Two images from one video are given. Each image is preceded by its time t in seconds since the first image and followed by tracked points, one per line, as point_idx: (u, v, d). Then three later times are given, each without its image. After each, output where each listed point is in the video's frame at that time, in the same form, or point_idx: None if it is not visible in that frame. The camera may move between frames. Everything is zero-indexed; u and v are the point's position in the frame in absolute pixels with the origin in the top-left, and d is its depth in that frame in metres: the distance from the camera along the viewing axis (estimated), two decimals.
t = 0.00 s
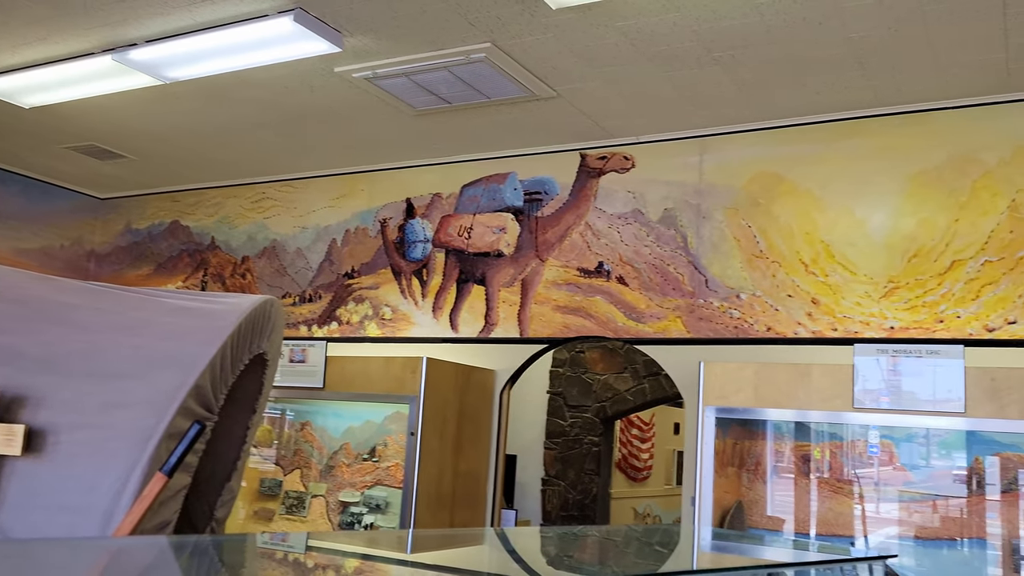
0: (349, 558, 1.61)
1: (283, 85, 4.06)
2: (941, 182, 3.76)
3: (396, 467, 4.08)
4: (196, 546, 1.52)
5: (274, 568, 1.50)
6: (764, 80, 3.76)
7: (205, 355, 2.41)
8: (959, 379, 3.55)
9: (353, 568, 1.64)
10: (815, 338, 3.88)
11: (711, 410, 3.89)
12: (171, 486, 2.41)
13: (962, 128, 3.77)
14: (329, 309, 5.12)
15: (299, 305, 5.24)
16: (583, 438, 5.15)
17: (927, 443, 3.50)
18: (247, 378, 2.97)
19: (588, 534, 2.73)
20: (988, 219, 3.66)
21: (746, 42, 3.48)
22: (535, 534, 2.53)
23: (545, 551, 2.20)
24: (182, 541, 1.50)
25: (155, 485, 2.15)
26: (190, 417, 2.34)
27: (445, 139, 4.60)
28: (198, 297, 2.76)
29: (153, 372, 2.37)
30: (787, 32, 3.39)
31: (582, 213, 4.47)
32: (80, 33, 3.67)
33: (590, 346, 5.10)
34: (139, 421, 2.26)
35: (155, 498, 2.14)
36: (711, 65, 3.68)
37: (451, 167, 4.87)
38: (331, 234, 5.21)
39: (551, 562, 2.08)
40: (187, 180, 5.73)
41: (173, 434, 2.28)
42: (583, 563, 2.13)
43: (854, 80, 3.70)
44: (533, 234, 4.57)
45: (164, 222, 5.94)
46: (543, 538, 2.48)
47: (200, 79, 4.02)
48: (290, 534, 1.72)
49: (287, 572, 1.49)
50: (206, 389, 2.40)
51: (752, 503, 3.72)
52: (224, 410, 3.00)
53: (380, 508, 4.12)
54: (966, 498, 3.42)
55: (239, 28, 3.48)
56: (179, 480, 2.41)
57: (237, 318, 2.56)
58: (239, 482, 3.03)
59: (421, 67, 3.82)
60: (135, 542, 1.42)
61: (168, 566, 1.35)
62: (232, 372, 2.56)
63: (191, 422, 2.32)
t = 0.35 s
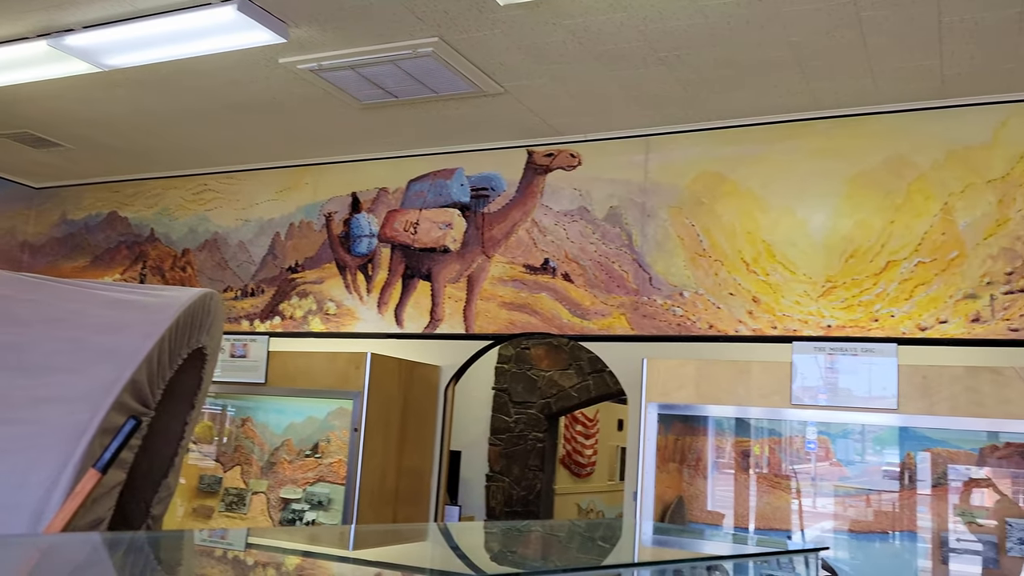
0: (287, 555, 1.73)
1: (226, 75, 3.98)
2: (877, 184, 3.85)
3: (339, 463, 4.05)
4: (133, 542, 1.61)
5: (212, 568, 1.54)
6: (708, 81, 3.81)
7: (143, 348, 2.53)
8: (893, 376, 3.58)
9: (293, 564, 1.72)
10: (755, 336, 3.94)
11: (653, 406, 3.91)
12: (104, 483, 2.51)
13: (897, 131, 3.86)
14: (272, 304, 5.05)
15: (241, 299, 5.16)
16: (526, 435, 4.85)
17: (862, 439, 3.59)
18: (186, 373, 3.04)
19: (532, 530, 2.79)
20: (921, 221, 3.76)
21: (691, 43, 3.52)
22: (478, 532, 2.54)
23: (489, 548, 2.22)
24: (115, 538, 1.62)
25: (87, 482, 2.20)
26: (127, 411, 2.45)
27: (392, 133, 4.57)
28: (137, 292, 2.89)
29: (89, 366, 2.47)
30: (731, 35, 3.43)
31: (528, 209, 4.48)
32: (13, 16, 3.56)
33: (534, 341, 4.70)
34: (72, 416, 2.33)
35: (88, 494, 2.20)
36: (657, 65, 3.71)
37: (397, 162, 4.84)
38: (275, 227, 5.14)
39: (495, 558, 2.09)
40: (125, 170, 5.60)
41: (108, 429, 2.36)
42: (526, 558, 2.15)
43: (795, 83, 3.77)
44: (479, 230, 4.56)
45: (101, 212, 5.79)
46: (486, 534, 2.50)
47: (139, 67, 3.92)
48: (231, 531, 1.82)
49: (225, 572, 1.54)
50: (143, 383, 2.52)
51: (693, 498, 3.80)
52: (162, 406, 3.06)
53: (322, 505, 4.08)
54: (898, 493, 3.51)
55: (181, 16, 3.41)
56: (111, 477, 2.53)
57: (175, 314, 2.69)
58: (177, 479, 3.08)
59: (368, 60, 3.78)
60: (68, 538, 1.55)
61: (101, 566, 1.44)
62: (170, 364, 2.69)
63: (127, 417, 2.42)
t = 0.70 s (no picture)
0: (231, 555, 1.78)
1: (172, 67, 3.91)
2: (821, 186, 3.92)
3: (285, 461, 4.01)
4: (71, 542, 1.62)
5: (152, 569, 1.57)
6: (657, 82, 3.84)
7: (82, 346, 2.50)
8: (834, 375, 3.68)
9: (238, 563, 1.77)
10: (701, 334, 3.99)
11: (601, 403, 3.97)
12: (41, 482, 2.46)
13: (840, 135, 3.94)
14: (217, 300, 4.98)
15: (185, 295, 5.07)
16: (476, 431, 5.40)
17: (806, 436, 3.65)
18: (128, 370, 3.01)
19: (480, 528, 2.83)
20: (862, 223, 3.84)
21: (641, 44, 3.54)
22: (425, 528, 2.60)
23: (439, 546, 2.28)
24: (53, 537, 1.64)
25: (24, 480, 2.07)
26: (64, 408, 2.41)
27: (342, 129, 4.53)
28: (75, 285, 2.83)
29: (24, 363, 2.42)
30: (679, 36, 3.47)
31: (478, 207, 4.48)
32: None
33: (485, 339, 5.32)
34: (8, 413, 2.27)
35: (24, 493, 2.07)
36: (607, 65, 3.73)
37: (347, 157, 4.80)
38: (221, 222, 5.06)
39: (443, 556, 2.14)
40: (66, 162, 5.47)
41: (43, 426, 2.31)
42: (474, 556, 2.21)
43: (742, 85, 3.82)
44: (429, 227, 4.55)
45: (41, 205, 5.65)
46: (435, 533, 2.54)
47: (81, 57, 3.83)
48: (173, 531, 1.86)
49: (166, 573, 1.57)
50: (81, 380, 2.48)
51: (639, 495, 3.84)
52: (99, 403, 3.01)
53: (267, 503, 4.03)
54: (838, 489, 3.58)
55: (125, 5, 3.33)
56: (49, 475, 2.47)
57: (116, 309, 2.68)
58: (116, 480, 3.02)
59: (317, 55, 3.74)
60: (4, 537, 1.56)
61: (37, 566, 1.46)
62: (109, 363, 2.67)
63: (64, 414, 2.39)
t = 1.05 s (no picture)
0: (171, 554, 1.76)
1: (112, 56, 3.82)
2: (764, 187, 3.99)
3: (227, 459, 3.95)
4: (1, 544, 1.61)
5: (90, 569, 1.55)
6: (605, 81, 3.87)
7: (16, 338, 2.16)
8: (775, 372, 3.73)
9: (178, 563, 1.75)
10: (646, 332, 4.03)
11: (547, 401, 4.00)
12: None
13: (782, 137, 4.01)
14: (158, 295, 4.88)
15: (125, 290, 4.97)
16: (423, 429, 5.27)
17: (749, 433, 3.71)
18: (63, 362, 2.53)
19: (426, 524, 2.82)
20: (803, 224, 3.91)
21: (589, 44, 3.56)
22: (371, 527, 2.55)
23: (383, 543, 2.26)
24: None
25: None
26: None
27: (288, 122, 4.48)
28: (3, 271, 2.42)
29: None
30: (627, 37, 3.49)
31: (426, 204, 4.47)
32: None
33: (432, 337, 5.36)
34: None
35: None
36: (556, 64, 3.75)
37: (293, 152, 4.75)
38: (162, 216, 4.97)
39: (388, 554, 2.11)
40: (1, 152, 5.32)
41: None
42: (418, 553, 2.19)
43: (688, 86, 3.86)
44: (377, 224, 4.52)
45: None
46: (380, 530, 2.51)
47: (16, 44, 3.72)
48: (111, 532, 1.81)
49: (104, 573, 1.56)
50: (15, 377, 2.18)
51: (585, 492, 3.87)
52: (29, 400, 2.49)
53: (209, 502, 3.97)
54: (779, 484, 3.64)
55: None
56: None
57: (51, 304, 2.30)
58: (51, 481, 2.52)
59: (262, 47, 3.68)
60: None
61: None
62: (42, 360, 2.31)
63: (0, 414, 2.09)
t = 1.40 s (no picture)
0: (110, 556, 1.74)
1: (50, 44, 3.72)
2: (710, 187, 4.04)
3: (169, 458, 3.89)
4: None
5: (26, 570, 1.50)
6: (555, 80, 3.88)
7: None
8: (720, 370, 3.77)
9: (117, 563, 1.73)
10: (594, 330, 4.05)
11: (495, 398, 4.00)
12: None
13: (728, 138, 4.07)
14: (98, 291, 4.77)
15: (63, 285, 4.85)
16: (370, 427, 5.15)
17: (695, 430, 3.76)
18: None
19: (373, 523, 2.78)
20: (748, 224, 3.97)
21: (539, 42, 3.56)
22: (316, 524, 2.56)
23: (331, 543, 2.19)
24: None
25: None
26: None
27: (234, 116, 4.41)
28: None
29: None
30: (577, 36, 3.50)
31: (375, 200, 4.43)
32: None
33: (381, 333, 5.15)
34: None
35: None
36: (506, 61, 3.74)
37: (239, 146, 4.68)
38: (103, 210, 4.86)
39: (335, 552, 2.09)
40: None
41: None
42: (367, 552, 2.12)
43: (637, 86, 3.89)
44: (324, 220, 4.47)
45: None
46: (326, 530, 2.46)
47: None
48: (47, 534, 1.75)
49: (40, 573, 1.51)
50: None
51: (532, 489, 3.87)
52: None
53: (150, 502, 3.90)
54: (723, 481, 3.68)
55: None
56: None
57: None
58: None
59: (208, 39, 3.62)
60: None
61: None
62: None
63: None
